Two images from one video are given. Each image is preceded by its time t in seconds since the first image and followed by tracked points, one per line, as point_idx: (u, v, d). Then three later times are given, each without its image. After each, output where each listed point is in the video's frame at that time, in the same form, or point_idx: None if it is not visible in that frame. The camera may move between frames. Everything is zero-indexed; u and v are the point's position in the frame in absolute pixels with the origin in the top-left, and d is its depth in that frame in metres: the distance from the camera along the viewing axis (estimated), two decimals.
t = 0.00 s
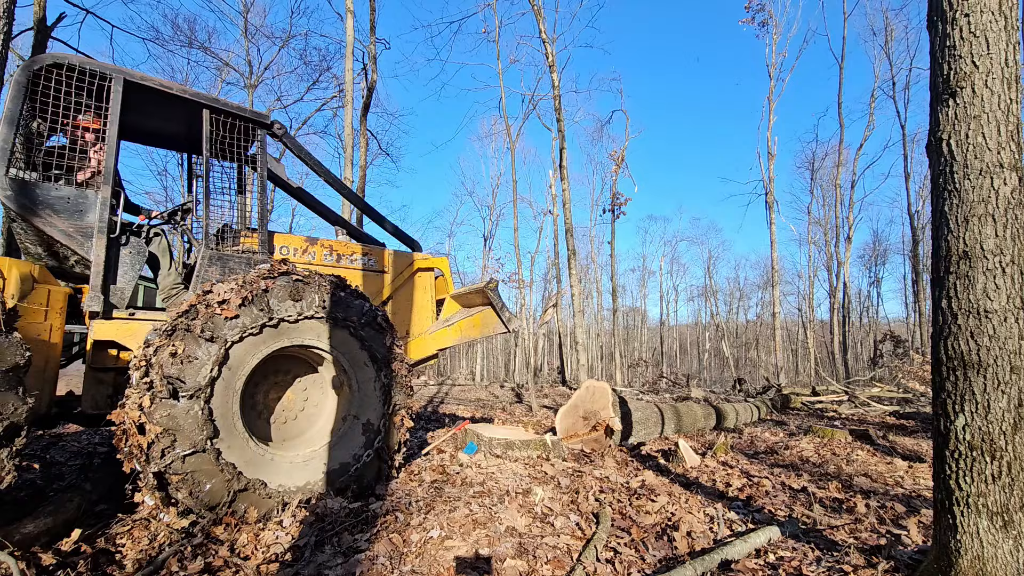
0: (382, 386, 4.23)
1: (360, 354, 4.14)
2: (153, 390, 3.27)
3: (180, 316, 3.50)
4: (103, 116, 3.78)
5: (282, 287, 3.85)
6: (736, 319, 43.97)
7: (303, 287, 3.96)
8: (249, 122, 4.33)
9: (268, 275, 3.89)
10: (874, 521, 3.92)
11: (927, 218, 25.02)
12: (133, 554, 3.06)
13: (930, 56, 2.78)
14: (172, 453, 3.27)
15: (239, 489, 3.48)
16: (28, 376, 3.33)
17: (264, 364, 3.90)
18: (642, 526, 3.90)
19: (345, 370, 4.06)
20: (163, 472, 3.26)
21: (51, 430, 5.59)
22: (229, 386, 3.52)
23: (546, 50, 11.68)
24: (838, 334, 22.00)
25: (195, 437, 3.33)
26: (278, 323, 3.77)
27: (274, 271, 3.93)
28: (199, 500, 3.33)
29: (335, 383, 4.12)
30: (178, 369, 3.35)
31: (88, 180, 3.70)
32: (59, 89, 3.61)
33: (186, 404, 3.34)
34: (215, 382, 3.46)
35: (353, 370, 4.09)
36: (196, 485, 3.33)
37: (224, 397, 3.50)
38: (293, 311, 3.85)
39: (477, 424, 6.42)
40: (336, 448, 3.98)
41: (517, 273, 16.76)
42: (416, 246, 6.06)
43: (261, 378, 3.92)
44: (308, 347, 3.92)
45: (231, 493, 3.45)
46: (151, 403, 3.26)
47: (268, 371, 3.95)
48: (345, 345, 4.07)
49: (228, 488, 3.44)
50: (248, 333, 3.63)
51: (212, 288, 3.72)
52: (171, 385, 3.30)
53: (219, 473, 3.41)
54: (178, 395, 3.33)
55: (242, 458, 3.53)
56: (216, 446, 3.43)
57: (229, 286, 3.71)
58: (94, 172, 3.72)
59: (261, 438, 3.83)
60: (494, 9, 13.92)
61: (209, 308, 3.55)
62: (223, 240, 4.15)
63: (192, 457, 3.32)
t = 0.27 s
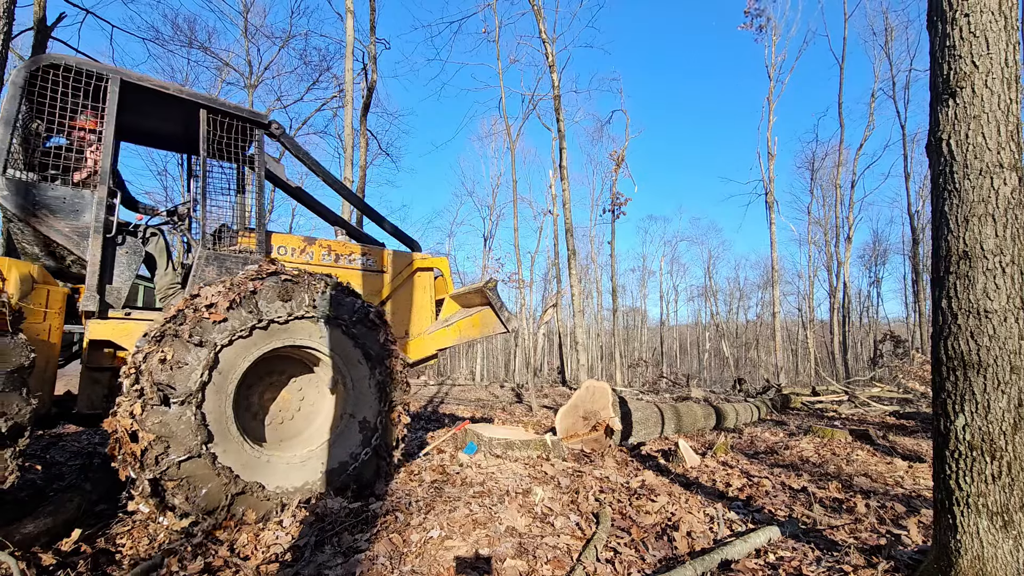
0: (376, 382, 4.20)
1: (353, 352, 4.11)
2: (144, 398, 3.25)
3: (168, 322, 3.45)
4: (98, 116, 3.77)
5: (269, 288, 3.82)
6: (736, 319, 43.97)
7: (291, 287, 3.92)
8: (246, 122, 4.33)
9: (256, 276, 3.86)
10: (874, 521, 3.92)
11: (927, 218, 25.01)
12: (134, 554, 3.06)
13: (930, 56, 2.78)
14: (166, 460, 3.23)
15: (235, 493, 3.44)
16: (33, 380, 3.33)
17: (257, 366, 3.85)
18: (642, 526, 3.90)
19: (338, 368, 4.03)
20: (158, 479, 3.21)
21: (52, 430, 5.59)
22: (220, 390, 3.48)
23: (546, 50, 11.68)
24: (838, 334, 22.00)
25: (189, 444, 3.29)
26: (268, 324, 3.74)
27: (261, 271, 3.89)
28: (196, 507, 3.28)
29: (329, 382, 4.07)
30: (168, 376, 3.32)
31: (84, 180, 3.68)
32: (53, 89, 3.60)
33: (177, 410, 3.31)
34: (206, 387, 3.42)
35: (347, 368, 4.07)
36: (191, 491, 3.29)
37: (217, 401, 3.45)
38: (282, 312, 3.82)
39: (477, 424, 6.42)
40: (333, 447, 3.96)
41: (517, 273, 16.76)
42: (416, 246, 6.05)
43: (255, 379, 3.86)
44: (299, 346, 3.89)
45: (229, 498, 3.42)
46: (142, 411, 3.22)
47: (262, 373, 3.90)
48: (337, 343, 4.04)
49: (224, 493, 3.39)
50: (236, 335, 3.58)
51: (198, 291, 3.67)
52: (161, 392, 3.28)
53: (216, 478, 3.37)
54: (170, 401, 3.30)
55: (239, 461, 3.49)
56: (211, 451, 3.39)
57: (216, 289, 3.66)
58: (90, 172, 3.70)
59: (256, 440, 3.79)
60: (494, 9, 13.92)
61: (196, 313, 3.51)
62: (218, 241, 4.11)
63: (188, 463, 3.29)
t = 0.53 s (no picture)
0: (364, 376, 4.06)
1: (336, 347, 3.96)
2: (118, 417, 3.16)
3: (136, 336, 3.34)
4: (81, 111, 3.73)
5: (241, 291, 3.65)
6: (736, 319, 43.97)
7: (264, 288, 3.75)
8: (235, 118, 4.30)
9: (229, 279, 3.69)
10: (874, 521, 3.92)
11: (927, 218, 25.02)
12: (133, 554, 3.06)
13: (930, 56, 2.78)
14: (154, 476, 3.17)
15: (231, 500, 3.41)
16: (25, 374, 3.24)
17: (239, 368, 3.69)
18: (642, 526, 3.90)
19: (322, 364, 3.87)
20: (148, 496, 3.17)
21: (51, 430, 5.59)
22: (200, 400, 3.37)
23: (546, 50, 11.69)
24: (838, 334, 22.01)
25: (175, 459, 3.22)
26: (242, 329, 3.57)
27: (232, 274, 3.72)
28: (191, 517, 3.25)
29: (315, 380, 3.91)
30: (142, 395, 3.21)
31: (67, 178, 3.66)
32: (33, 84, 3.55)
33: (157, 426, 3.21)
34: (184, 400, 3.31)
35: (331, 364, 3.91)
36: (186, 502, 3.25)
37: (198, 412, 3.35)
38: (256, 315, 3.65)
39: (477, 424, 6.41)
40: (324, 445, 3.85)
41: (517, 273, 16.76)
42: (410, 244, 6.05)
43: (238, 383, 3.71)
44: (283, 345, 3.73)
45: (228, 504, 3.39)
46: (121, 430, 3.14)
47: (245, 375, 3.74)
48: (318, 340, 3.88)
49: (220, 500, 3.36)
50: (212, 343, 3.44)
51: (167, 300, 3.52)
52: (138, 411, 3.19)
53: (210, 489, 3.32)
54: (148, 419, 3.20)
55: (230, 469, 3.42)
56: (199, 462, 3.31)
57: (185, 297, 3.52)
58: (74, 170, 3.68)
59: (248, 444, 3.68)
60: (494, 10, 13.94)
61: (164, 324, 3.37)
62: (207, 238, 4.09)
63: (177, 477, 3.23)
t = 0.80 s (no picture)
0: (350, 369, 4.05)
1: (319, 342, 3.91)
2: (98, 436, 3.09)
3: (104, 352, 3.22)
4: (65, 104, 3.65)
5: (211, 294, 3.55)
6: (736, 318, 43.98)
7: (235, 288, 3.66)
8: (225, 112, 4.25)
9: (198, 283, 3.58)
10: (875, 521, 3.92)
11: (927, 218, 25.01)
12: (133, 554, 3.06)
13: (930, 56, 2.78)
14: (144, 492, 3.14)
15: (228, 505, 3.38)
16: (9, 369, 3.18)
17: (222, 372, 3.64)
18: (642, 526, 3.90)
19: (307, 361, 3.84)
20: (140, 512, 3.13)
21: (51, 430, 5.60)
22: (182, 411, 3.30)
23: (546, 50, 11.70)
24: (838, 334, 22.02)
25: (164, 472, 3.18)
26: (218, 334, 3.50)
27: (202, 278, 3.62)
28: (187, 525, 3.23)
29: (301, 377, 3.90)
30: (121, 412, 3.14)
31: (50, 172, 3.61)
32: (19, 75, 3.48)
33: (139, 442, 3.15)
34: (164, 413, 3.24)
35: (315, 360, 3.86)
36: (183, 510, 3.23)
37: (182, 423, 3.29)
38: (230, 319, 3.57)
39: (477, 424, 6.41)
40: (315, 442, 3.83)
41: (517, 273, 16.76)
42: (405, 242, 6.04)
43: (222, 386, 3.67)
44: (267, 344, 3.70)
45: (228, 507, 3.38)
46: (103, 450, 3.08)
47: (229, 378, 3.70)
48: (299, 337, 3.83)
49: (216, 506, 3.33)
50: (187, 352, 3.37)
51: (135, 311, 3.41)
52: (117, 430, 3.11)
53: (204, 500, 3.29)
54: (128, 437, 3.13)
55: (223, 476, 3.38)
56: (189, 474, 3.26)
57: (155, 306, 3.41)
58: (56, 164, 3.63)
59: (239, 448, 3.65)
60: (495, 10, 13.94)
61: (135, 337, 3.27)
62: (197, 234, 4.06)
63: (166, 490, 3.19)
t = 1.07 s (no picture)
0: (343, 366, 4.01)
1: (309, 340, 3.87)
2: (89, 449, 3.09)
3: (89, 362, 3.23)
4: (56, 100, 3.64)
5: (194, 298, 3.51)
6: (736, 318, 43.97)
7: (220, 290, 3.62)
8: (219, 109, 4.26)
9: (181, 287, 3.54)
10: (874, 521, 3.92)
11: (927, 218, 25.00)
12: (133, 554, 3.06)
13: (930, 56, 2.78)
14: (140, 501, 3.14)
15: (226, 509, 3.38)
16: None
17: (215, 375, 3.65)
18: (642, 526, 3.90)
19: (297, 361, 3.82)
20: (137, 520, 3.13)
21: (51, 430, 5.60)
22: (173, 419, 3.29)
23: (546, 50, 11.70)
24: (838, 334, 22.01)
25: (158, 481, 3.18)
26: (204, 338, 3.47)
27: (183, 281, 3.57)
28: (186, 530, 3.23)
29: (293, 377, 3.88)
30: (110, 425, 3.13)
31: (41, 170, 3.61)
32: (9, 69, 3.47)
33: (131, 453, 3.14)
34: (155, 422, 3.23)
35: (305, 358, 3.84)
36: (185, 516, 3.24)
37: (174, 431, 3.28)
38: (217, 322, 3.54)
39: (477, 424, 6.41)
40: (310, 442, 3.81)
41: (517, 273, 16.74)
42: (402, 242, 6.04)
43: (215, 390, 3.69)
44: (256, 346, 3.68)
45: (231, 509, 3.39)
46: (95, 462, 3.10)
47: (222, 380, 3.72)
48: (286, 336, 3.79)
49: (214, 511, 3.33)
50: (173, 360, 3.33)
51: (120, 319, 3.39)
52: (108, 442, 3.10)
53: (201, 507, 3.29)
54: (119, 449, 3.13)
55: (219, 481, 3.38)
56: (185, 481, 3.26)
57: (136, 313, 3.37)
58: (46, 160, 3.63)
59: (236, 450, 3.67)
60: (495, 9, 13.93)
61: (119, 346, 3.24)
62: (189, 233, 4.04)
63: (162, 499, 3.19)
